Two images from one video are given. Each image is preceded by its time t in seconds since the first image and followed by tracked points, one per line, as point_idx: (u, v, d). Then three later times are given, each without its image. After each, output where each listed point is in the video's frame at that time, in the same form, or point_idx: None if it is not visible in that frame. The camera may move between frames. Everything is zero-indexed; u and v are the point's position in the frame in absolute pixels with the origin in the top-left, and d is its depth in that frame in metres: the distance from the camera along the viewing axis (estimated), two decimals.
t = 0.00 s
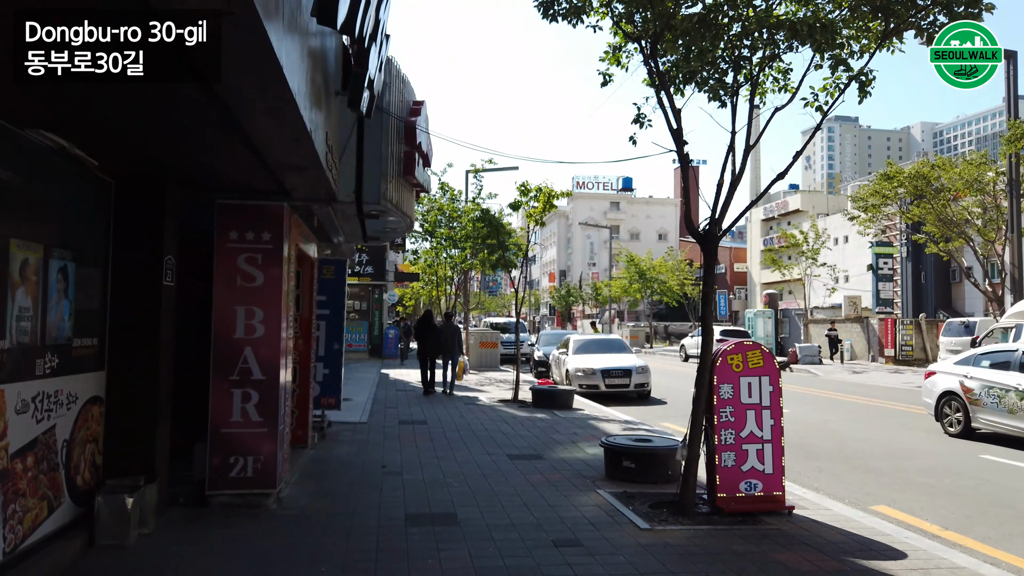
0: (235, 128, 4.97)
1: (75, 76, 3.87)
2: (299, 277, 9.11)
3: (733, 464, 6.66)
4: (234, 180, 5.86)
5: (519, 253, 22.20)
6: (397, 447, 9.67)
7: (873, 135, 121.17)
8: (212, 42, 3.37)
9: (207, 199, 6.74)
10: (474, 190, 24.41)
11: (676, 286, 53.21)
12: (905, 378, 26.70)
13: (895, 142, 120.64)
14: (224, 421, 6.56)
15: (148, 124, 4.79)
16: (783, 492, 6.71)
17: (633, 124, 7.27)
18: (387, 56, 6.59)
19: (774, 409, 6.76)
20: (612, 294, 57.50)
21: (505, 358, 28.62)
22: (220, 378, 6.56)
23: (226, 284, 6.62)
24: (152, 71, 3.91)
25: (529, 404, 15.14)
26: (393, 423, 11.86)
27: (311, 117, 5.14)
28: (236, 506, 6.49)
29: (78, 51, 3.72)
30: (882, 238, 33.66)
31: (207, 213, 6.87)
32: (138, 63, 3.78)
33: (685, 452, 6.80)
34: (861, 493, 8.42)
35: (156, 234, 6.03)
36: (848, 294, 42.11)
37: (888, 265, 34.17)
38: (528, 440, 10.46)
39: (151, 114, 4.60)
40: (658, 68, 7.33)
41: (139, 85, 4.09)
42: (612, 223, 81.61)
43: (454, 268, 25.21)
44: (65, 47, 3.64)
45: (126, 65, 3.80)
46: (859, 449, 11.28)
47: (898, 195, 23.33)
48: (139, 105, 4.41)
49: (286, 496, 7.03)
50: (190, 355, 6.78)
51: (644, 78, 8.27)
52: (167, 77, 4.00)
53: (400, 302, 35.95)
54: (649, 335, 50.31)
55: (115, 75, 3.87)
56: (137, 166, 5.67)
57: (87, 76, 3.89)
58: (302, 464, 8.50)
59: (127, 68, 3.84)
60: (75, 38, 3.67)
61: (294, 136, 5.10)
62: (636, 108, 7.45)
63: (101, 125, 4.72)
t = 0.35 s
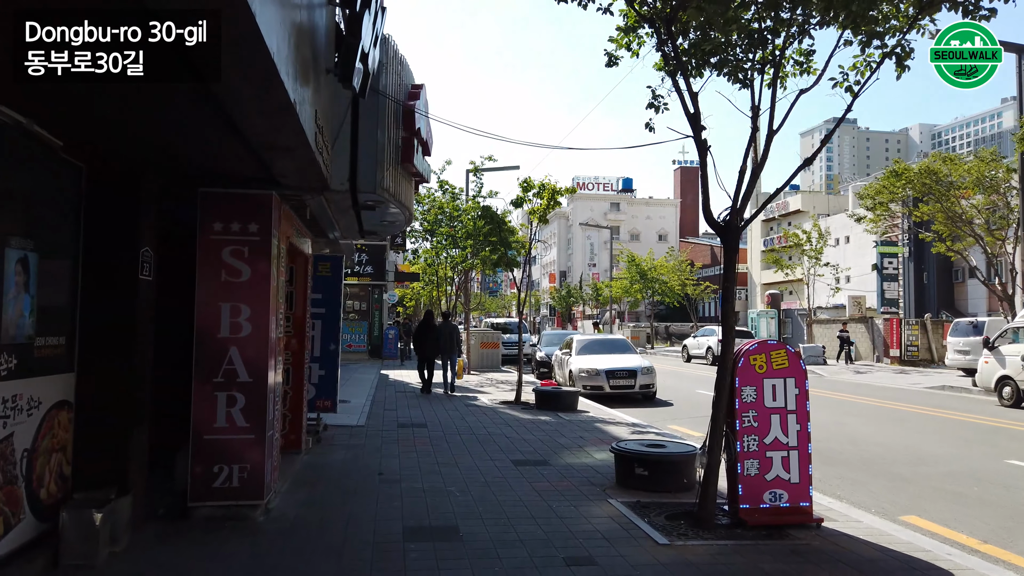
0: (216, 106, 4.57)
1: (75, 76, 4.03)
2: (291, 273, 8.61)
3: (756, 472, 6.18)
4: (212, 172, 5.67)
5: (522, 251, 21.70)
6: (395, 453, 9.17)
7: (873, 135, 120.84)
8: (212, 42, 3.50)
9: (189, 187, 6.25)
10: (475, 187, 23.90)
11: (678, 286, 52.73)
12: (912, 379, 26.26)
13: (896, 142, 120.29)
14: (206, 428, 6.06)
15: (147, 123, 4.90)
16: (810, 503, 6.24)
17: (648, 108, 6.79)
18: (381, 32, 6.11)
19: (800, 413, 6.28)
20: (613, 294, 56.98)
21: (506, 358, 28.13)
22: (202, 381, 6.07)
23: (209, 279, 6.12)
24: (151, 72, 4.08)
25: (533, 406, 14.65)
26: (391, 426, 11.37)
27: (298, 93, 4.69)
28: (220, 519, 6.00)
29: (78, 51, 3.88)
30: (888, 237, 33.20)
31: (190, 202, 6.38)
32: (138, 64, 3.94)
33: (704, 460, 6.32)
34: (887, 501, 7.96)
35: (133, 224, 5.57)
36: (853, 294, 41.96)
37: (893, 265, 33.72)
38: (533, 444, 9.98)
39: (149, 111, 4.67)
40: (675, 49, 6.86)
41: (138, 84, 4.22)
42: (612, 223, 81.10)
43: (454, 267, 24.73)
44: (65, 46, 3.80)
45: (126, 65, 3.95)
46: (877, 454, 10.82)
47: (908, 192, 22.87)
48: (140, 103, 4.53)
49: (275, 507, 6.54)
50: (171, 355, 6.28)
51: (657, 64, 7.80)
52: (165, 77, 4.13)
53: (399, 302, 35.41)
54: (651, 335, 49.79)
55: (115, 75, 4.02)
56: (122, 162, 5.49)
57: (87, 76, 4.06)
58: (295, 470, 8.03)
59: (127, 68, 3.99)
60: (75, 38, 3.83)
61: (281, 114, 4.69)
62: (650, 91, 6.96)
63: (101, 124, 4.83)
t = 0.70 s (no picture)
0: (202, 83, 4.26)
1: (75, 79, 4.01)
2: (288, 269, 8.12)
3: (793, 485, 5.66)
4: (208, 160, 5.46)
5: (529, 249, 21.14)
6: (398, 459, 8.65)
7: (879, 134, 120.05)
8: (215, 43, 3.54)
9: (174, 172, 5.76)
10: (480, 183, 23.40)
11: (684, 286, 52.13)
12: (926, 380, 25.71)
13: (901, 141, 119.71)
14: (193, 435, 5.56)
15: (134, 104, 4.55)
16: (851, 518, 5.72)
17: (673, 88, 6.26)
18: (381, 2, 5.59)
19: (841, 420, 5.74)
20: (618, 293, 56.37)
21: (512, 358, 27.58)
22: (188, 384, 5.57)
23: (195, 273, 5.62)
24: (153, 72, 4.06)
25: (541, 408, 14.14)
26: (394, 430, 10.87)
27: (290, 63, 4.20)
28: (208, 535, 5.51)
29: (78, 51, 3.87)
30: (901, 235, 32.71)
31: (175, 189, 5.88)
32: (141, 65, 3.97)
33: (734, 471, 5.79)
34: (925, 512, 7.44)
35: (111, 213, 5.08)
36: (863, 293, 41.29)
37: (906, 262, 33.17)
38: (544, 449, 9.45)
39: (141, 97, 4.43)
40: (701, 25, 6.32)
41: (139, 84, 4.22)
42: (617, 222, 80.55)
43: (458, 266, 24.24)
44: (66, 47, 3.80)
45: (126, 66, 3.94)
46: (905, 459, 10.27)
47: (926, 186, 22.37)
48: (133, 89, 4.33)
49: (268, 520, 6.04)
50: (153, 355, 5.78)
51: (678, 45, 7.28)
52: (165, 77, 4.15)
53: (402, 302, 34.96)
54: (656, 335, 49.12)
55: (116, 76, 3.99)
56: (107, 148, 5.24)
57: (88, 76, 4.01)
58: (291, 478, 7.53)
59: (127, 68, 3.98)
60: (75, 38, 3.82)
61: (271, 88, 4.22)
62: (676, 70, 6.42)
63: (83, 104, 4.48)
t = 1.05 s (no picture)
0: (175, 57, 3.74)
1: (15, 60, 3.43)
2: (282, 269, 7.65)
3: (830, 504, 5.17)
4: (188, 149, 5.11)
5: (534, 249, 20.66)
6: (399, 470, 8.17)
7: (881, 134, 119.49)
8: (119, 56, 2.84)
9: (152, 162, 5.27)
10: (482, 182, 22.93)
11: (687, 286, 51.64)
12: (936, 383, 25.19)
13: (904, 142, 119.18)
14: (173, 450, 5.08)
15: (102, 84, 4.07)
16: (893, 541, 5.23)
17: (696, 72, 5.80)
18: None
19: (881, 433, 5.26)
20: (621, 294, 55.81)
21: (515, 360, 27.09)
22: (168, 394, 5.09)
23: (175, 273, 5.14)
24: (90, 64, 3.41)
25: (546, 413, 13.66)
26: (395, 437, 10.39)
27: (275, 35, 3.73)
28: (189, 560, 5.02)
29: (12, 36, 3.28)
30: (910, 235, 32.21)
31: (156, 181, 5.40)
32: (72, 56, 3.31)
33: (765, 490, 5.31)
34: (960, 530, 6.95)
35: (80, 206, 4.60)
36: (870, 294, 40.77)
37: (914, 262, 32.67)
38: (552, 459, 8.96)
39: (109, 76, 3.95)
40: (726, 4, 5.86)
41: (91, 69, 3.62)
42: (619, 221, 80.01)
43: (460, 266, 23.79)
44: None
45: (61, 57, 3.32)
46: (930, 468, 9.77)
47: (939, 184, 21.87)
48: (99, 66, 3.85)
49: (257, 542, 5.56)
50: (132, 362, 5.30)
51: (697, 30, 6.83)
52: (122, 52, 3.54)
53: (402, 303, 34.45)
54: (660, 335, 48.59)
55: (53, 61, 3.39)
56: (86, 131, 4.90)
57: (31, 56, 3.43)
58: (284, 493, 7.05)
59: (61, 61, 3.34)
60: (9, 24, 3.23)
61: (255, 63, 3.74)
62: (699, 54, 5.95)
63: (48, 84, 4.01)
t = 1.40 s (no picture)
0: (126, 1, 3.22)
1: None
2: (269, 260, 7.16)
3: (870, 518, 4.65)
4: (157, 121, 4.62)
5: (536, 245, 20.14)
6: (394, 476, 7.65)
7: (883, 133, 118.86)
8: None
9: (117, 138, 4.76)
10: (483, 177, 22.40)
11: (690, 285, 51.08)
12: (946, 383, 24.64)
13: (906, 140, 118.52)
14: (139, 457, 4.56)
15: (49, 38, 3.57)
16: (940, 558, 4.71)
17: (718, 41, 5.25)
18: None
19: (926, 438, 4.74)
20: (623, 293, 55.24)
21: (516, 359, 26.55)
22: (133, 394, 4.56)
23: (141, 259, 4.61)
24: None
25: (550, 414, 13.14)
26: (391, 440, 9.88)
27: None
28: None
29: None
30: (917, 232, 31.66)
31: (122, 159, 4.90)
32: None
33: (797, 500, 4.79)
34: (999, 542, 6.41)
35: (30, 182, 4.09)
36: (875, 293, 40.22)
37: (921, 260, 32.13)
38: (557, 463, 8.45)
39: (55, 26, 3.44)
40: None
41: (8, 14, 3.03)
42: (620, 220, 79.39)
43: (460, 263, 23.26)
44: None
45: None
46: (956, 473, 9.24)
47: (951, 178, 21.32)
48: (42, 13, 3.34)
49: (235, 558, 5.04)
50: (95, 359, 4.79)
51: (712, 5, 6.32)
52: None
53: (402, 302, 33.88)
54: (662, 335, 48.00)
55: None
56: (41, 101, 4.39)
57: None
58: (269, 501, 6.53)
59: None
60: None
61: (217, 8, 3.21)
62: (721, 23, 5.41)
63: None
